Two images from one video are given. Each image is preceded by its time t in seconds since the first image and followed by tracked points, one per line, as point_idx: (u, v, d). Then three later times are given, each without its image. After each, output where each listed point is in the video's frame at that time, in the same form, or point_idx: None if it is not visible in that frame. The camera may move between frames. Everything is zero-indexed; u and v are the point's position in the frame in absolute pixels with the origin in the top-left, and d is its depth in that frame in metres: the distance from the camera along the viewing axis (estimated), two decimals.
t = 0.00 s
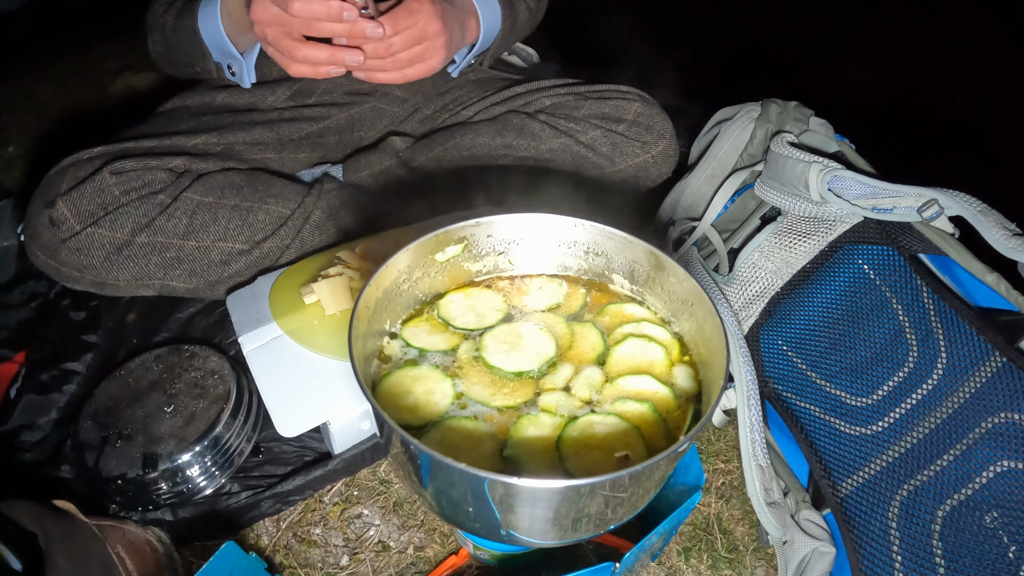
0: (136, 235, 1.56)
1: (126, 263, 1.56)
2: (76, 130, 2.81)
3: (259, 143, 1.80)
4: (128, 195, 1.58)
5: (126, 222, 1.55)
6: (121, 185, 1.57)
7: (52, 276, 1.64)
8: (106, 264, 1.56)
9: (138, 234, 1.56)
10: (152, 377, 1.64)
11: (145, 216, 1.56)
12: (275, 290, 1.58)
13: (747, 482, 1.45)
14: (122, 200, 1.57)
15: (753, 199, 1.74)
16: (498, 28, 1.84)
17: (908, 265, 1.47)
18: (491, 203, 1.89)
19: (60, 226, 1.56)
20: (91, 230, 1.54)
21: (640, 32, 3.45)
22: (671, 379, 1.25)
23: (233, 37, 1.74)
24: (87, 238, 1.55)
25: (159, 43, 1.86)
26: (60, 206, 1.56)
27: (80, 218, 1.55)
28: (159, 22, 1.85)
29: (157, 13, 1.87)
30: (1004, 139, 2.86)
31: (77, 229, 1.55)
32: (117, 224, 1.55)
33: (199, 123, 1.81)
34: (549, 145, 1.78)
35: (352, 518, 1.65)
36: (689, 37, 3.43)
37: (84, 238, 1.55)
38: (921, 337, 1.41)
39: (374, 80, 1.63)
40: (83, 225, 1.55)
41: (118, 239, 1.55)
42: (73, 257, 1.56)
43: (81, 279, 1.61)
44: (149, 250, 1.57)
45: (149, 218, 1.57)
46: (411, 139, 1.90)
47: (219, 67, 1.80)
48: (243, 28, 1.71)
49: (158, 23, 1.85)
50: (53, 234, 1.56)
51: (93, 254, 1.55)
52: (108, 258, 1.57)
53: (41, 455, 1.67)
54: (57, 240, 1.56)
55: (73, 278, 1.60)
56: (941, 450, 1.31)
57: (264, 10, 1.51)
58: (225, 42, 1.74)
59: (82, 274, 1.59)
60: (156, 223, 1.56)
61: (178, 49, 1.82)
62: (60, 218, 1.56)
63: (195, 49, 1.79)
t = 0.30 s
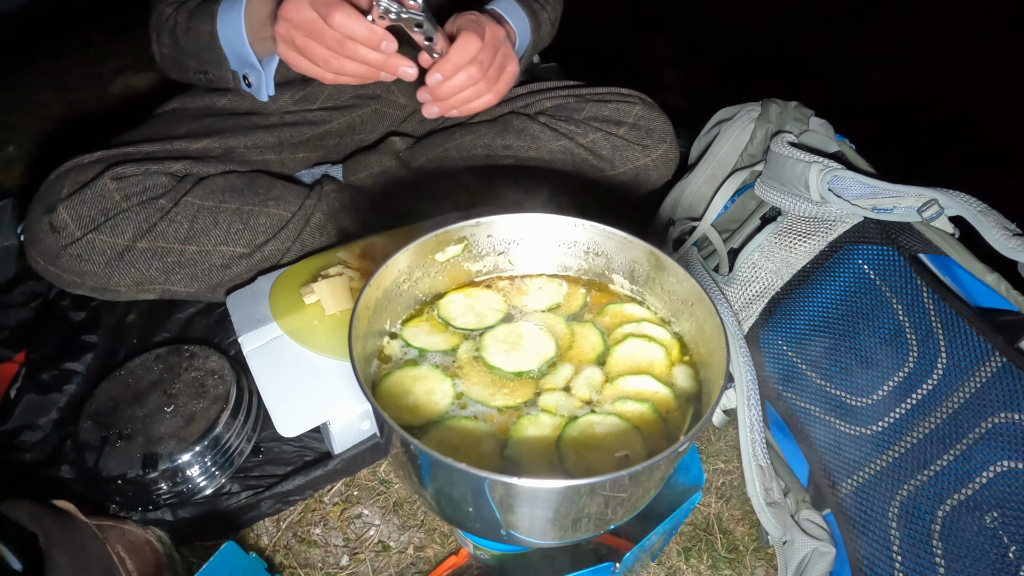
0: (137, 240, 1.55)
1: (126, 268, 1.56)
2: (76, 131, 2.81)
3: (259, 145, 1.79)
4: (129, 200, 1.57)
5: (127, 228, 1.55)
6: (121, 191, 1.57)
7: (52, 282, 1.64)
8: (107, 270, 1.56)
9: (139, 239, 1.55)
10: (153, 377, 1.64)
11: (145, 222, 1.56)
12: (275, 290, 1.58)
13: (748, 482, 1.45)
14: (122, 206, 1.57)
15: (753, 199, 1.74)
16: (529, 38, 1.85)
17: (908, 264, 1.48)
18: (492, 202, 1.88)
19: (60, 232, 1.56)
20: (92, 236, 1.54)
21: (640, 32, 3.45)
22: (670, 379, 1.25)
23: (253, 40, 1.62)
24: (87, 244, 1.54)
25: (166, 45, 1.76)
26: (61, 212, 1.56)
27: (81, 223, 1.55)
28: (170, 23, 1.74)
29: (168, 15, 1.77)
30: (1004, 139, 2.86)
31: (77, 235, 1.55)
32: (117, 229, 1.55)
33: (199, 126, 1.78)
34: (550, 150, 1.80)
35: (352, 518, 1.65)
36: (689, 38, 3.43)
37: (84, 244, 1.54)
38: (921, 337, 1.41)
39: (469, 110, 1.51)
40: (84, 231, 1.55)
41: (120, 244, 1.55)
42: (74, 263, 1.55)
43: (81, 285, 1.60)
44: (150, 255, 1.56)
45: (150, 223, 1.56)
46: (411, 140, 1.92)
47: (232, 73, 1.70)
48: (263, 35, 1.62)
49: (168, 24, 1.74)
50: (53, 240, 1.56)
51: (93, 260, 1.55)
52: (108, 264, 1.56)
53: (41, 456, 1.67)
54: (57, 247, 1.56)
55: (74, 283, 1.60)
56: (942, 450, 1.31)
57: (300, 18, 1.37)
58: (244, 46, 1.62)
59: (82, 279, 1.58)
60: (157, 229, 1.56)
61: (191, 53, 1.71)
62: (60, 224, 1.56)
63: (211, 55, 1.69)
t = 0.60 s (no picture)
0: (138, 244, 1.56)
1: (127, 272, 1.57)
2: (77, 130, 2.81)
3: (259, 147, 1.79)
4: (129, 204, 1.57)
5: (128, 232, 1.55)
6: (123, 195, 1.56)
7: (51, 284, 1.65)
8: (108, 274, 1.57)
9: (140, 243, 1.56)
10: (153, 377, 1.65)
11: (146, 225, 1.56)
12: (275, 290, 1.59)
13: (748, 482, 1.45)
14: (123, 209, 1.56)
15: (753, 199, 1.74)
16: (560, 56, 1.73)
17: (908, 264, 1.48)
18: (493, 202, 1.88)
19: (61, 237, 1.55)
20: (93, 241, 1.54)
21: (641, 32, 3.46)
22: (670, 379, 1.25)
23: (270, 63, 1.47)
24: (88, 249, 1.55)
25: (176, 55, 1.57)
26: (61, 217, 1.56)
27: (82, 228, 1.55)
28: (178, 31, 1.54)
29: (176, 20, 1.56)
30: (1005, 139, 2.86)
31: (78, 240, 1.55)
32: (118, 234, 1.55)
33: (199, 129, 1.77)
34: (551, 152, 1.81)
35: (352, 518, 1.65)
36: (689, 37, 3.43)
37: (84, 249, 1.55)
38: (921, 338, 1.41)
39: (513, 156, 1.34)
40: (84, 235, 1.55)
41: (120, 249, 1.55)
42: (74, 268, 1.56)
43: (82, 289, 1.60)
44: (151, 259, 1.57)
45: (151, 228, 1.56)
46: (411, 140, 1.92)
47: (245, 91, 1.56)
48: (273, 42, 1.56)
49: (176, 33, 1.54)
50: (54, 245, 1.56)
51: (94, 264, 1.56)
52: (109, 268, 1.57)
53: (40, 455, 1.67)
54: (58, 251, 1.56)
55: (75, 287, 1.60)
56: (942, 450, 1.31)
57: (352, 80, 1.16)
58: (261, 69, 1.48)
59: (83, 284, 1.58)
60: (157, 233, 1.56)
61: (201, 68, 1.55)
62: (60, 229, 1.55)
63: (223, 71, 1.53)
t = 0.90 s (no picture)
0: (138, 246, 1.56)
1: (128, 275, 1.57)
2: (78, 131, 2.82)
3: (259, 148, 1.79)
4: (130, 206, 1.56)
5: (128, 234, 1.55)
6: (123, 198, 1.56)
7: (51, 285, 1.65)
8: (109, 276, 1.57)
9: (141, 246, 1.56)
10: (153, 377, 1.65)
11: (147, 228, 1.56)
12: (275, 290, 1.59)
13: (748, 482, 1.45)
14: (123, 212, 1.56)
15: (753, 199, 1.74)
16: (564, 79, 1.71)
17: (908, 264, 1.47)
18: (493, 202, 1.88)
19: (61, 239, 1.55)
20: (93, 244, 1.54)
21: (640, 32, 3.46)
22: (670, 379, 1.25)
23: (285, 72, 1.42)
24: (89, 251, 1.55)
25: (186, 57, 1.54)
26: (62, 219, 1.55)
27: (82, 231, 1.55)
28: (190, 31, 1.50)
29: (188, 20, 1.52)
30: (1005, 139, 2.86)
31: (79, 242, 1.55)
32: (119, 236, 1.55)
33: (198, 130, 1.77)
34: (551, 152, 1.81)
35: (352, 518, 1.65)
36: (689, 38, 3.44)
37: (85, 252, 1.55)
38: (921, 337, 1.41)
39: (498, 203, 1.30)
40: (85, 238, 1.55)
41: (121, 251, 1.55)
42: (75, 270, 1.56)
43: (83, 291, 1.61)
44: (151, 261, 1.57)
45: (152, 230, 1.56)
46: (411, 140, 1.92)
47: (257, 99, 1.53)
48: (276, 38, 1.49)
49: (188, 33, 1.50)
50: (54, 247, 1.55)
51: (95, 267, 1.56)
52: (110, 271, 1.57)
53: (40, 455, 1.67)
54: (58, 254, 1.56)
55: (75, 289, 1.61)
56: (942, 450, 1.31)
57: (367, 95, 1.13)
58: (275, 78, 1.43)
59: (83, 286, 1.59)
60: (158, 235, 1.56)
61: (210, 70, 1.51)
62: (61, 231, 1.55)
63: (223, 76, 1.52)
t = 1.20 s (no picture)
0: (139, 247, 1.55)
1: (128, 276, 1.57)
2: (78, 130, 2.82)
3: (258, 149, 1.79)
4: (130, 207, 1.55)
5: (129, 235, 1.55)
6: (124, 200, 1.55)
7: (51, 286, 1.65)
8: (109, 277, 1.57)
9: (141, 247, 1.55)
10: (153, 378, 1.65)
11: (147, 229, 1.55)
12: (275, 290, 1.59)
13: (747, 481, 1.45)
14: (124, 213, 1.55)
15: (753, 199, 1.74)
16: (565, 85, 1.71)
17: (908, 264, 1.48)
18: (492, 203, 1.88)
19: (61, 240, 1.55)
20: (94, 245, 1.54)
21: (640, 32, 3.46)
22: (670, 380, 1.25)
23: (296, 78, 1.41)
24: (89, 252, 1.54)
25: (195, 58, 1.53)
26: (62, 220, 1.55)
27: (83, 232, 1.54)
28: (200, 32, 1.49)
29: (198, 20, 1.51)
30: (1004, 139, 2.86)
31: (80, 244, 1.54)
32: (120, 237, 1.54)
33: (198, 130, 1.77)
34: (551, 153, 1.81)
35: (352, 518, 1.65)
36: (688, 38, 3.44)
37: (85, 253, 1.54)
38: (921, 338, 1.41)
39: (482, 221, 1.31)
40: (85, 239, 1.55)
41: (121, 252, 1.55)
42: (75, 271, 1.56)
43: (83, 292, 1.62)
44: (151, 262, 1.57)
45: (152, 231, 1.55)
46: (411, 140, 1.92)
47: (268, 105, 1.51)
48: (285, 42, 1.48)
49: (199, 33, 1.49)
50: (55, 248, 1.55)
51: (95, 268, 1.56)
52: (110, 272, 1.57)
53: (41, 455, 1.67)
54: (58, 254, 1.56)
55: (76, 291, 1.62)
56: (941, 450, 1.31)
57: (371, 104, 1.13)
58: (286, 85, 1.42)
59: (83, 287, 1.60)
60: (159, 236, 1.55)
61: (221, 73, 1.49)
62: (61, 232, 1.55)
63: (223, 77, 1.51)
